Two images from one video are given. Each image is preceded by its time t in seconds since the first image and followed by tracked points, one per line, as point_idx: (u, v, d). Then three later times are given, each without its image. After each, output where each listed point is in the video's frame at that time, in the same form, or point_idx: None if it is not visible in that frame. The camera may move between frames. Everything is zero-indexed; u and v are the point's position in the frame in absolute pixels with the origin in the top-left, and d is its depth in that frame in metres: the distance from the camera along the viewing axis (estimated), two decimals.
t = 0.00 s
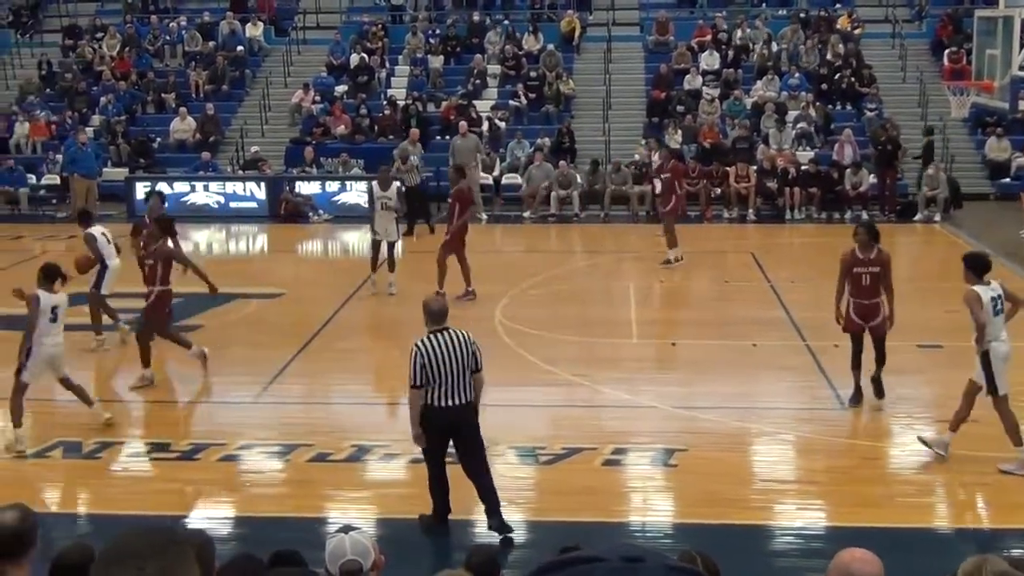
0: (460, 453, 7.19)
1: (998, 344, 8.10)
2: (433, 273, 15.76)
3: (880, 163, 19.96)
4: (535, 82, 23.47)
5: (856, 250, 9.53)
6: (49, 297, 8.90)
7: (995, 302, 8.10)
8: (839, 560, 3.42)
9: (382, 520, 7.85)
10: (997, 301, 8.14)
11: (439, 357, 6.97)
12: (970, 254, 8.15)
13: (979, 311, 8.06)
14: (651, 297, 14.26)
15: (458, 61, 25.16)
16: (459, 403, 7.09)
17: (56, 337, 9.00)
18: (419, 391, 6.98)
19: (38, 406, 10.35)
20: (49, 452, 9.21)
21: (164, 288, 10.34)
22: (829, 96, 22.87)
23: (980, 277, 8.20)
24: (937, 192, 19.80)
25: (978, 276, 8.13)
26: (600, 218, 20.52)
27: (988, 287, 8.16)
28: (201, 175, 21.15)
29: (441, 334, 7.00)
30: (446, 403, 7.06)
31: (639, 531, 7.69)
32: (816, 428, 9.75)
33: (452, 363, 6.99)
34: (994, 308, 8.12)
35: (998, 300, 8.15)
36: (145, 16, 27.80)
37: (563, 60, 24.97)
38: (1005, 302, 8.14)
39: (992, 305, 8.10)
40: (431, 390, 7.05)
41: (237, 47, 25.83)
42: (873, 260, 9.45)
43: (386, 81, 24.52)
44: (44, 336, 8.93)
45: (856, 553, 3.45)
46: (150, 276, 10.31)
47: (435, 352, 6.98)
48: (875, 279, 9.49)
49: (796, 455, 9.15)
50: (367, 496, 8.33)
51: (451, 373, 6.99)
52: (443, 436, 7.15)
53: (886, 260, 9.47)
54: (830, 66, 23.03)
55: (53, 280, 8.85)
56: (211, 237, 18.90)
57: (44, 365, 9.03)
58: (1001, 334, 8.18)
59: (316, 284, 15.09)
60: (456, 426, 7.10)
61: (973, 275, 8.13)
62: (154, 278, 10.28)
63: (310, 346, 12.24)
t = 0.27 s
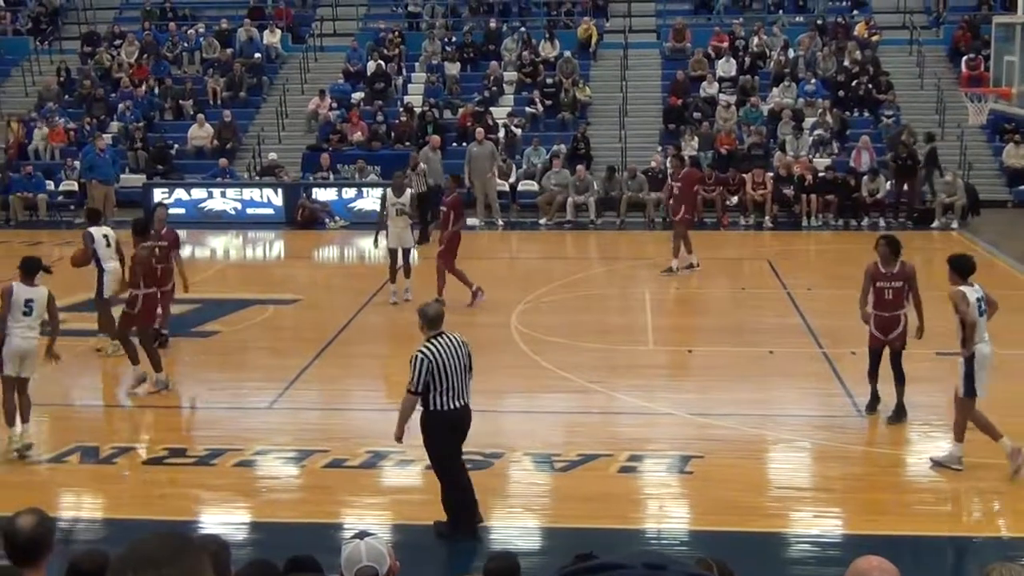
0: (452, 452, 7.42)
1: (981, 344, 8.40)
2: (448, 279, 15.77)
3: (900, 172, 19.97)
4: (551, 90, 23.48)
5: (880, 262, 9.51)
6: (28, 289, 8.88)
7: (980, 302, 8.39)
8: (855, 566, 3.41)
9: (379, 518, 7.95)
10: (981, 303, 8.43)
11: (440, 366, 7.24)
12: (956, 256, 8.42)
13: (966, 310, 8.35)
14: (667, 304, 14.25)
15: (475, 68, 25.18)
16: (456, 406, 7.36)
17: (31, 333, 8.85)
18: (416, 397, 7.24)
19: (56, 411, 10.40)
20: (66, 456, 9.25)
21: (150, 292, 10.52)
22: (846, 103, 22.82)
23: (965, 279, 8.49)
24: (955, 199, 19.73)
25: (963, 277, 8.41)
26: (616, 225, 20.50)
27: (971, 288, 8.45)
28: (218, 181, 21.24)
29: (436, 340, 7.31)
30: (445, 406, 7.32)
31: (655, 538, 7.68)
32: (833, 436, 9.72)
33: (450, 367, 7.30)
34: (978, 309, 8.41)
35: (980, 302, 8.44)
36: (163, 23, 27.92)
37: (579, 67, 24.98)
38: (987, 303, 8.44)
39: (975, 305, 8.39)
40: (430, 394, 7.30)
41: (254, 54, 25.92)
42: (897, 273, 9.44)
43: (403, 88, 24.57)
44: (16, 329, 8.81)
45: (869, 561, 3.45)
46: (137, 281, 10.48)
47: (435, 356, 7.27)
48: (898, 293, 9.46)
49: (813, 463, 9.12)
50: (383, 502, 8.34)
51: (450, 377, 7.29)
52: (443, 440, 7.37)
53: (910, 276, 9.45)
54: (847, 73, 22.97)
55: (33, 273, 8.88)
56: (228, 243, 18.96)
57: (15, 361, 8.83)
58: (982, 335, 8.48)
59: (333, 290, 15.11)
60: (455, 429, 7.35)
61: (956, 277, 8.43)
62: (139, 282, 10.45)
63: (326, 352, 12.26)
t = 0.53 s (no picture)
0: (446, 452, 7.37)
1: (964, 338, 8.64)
2: (462, 279, 15.78)
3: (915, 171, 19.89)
4: (565, 90, 23.48)
5: (898, 263, 9.50)
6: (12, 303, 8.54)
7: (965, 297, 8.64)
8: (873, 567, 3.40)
9: (393, 516, 7.97)
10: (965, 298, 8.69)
11: (439, 365, 7.17)
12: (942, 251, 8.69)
13: (953, 304, 8.58)
14: (681, 305, 14.23)
15: (489, 68, 25.19)
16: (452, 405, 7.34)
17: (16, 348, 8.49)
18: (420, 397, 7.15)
19: (71, 410, 10.43)
20: (81, 456, 9.27)
21: (128, 299, 10.25)
22: (860, 102, 22.78)
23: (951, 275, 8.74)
24: (970, 198, 19.65)
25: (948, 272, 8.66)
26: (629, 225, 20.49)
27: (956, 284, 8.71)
28: (233, 182, 21.32)
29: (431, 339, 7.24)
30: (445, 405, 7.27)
31: (670, 539, 7.66)
32: (848, 436, 9.69)
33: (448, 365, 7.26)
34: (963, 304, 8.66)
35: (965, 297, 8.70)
36: (178, 24, 27.99)
37: (593, 66, 24.98)
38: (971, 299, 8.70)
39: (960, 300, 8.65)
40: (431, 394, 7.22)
41: (268, 55, 25.97)
42: (914, 273, 9.41)
43: (417, 88, 24.61)
44: None
45: (886, 562, 3.44)
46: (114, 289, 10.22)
47: (436, 355, 7.20)
48: (914, 294, 9.43)
49: (828, 463, 9.10)
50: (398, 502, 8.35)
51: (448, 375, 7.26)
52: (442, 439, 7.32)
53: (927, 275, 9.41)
54: (862, 72, 22.92)
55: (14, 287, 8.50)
56: (242, 243, 19.00)
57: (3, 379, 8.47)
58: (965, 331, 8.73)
59: (346, 290, 15.12)
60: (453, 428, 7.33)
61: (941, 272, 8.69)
62: (116, 291, 10.20)
63: (340, 352, 12.27)
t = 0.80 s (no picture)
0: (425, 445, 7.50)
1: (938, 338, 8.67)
2: (476, 280, 15.79)
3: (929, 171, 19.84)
4: (579, 90, 23.47)
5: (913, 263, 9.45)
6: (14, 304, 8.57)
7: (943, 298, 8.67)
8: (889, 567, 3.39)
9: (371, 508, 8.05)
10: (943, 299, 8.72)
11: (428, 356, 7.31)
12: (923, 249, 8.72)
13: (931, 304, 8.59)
14: (694, 305, 14.21)
15: (502, 68, 25.17)
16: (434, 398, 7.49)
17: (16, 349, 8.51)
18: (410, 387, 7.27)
19: (86, 411, 10.47)
20: (96, 457, 9.30)
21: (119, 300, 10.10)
22: (875, 103, 22.72)
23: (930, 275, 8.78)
24: (985, 199, 19.58)
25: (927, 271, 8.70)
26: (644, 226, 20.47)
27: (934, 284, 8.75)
28: (247, 183, 21.36)
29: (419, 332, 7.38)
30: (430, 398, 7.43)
31: (683, 540, 7.65)
32: (862, 438, 9.67)
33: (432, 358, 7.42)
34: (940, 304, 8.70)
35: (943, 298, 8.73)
36: (192, 25, 28.05)
37: (607, 67, 24.96)
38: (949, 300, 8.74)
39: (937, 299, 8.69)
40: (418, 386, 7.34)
41: (282, 56, 26.01)
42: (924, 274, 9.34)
43: (430, 89, 24.63)
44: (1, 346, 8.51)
45: (901, 563, 3.43)
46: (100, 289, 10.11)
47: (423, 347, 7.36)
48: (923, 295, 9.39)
49: (842, 465, 9.07)
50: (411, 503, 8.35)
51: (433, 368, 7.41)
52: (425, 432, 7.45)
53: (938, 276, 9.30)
54: (876, 72, 22.86)
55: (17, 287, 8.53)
56: (257, 244, 19.04)
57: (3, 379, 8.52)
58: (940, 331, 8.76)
59: (360, 291, 15.14)
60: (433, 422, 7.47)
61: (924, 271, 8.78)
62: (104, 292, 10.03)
63: (353, 353, 12.28)
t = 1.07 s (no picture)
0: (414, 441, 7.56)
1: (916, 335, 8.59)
2: (486, 281, 15.80)
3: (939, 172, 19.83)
4: (588, 91, 23.47)
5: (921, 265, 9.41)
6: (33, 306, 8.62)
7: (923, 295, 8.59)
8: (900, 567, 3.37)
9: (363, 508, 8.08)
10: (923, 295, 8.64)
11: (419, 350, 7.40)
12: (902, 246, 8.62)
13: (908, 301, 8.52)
14: (703, 306, 14.20)
15: (512, 70, 25.17)
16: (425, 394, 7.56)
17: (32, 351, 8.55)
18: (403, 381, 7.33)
19: (98, 411, 10.50)
20: (107, 457, 9.33)
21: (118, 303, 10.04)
22: (885, 103, 22.68)
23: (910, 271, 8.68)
24: (996, 199, 19.54)
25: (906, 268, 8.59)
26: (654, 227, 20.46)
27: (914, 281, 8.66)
28: (257, 184, 21.40)
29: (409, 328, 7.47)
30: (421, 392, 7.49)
31: (693, 540, 7.65)
32: (873, 438, 9.66)
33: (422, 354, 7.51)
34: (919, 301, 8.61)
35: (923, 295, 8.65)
36: (203, 27, 28.10)
37: (617, 68, 24.96)
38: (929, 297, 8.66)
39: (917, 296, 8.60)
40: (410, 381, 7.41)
41: (292, 57, 26.05)
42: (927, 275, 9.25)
43: (440, 90, 24.65)
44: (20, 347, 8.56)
45: (913, 563, 3.41)
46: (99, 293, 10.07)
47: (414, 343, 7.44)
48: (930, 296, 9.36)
49: (853, 465, 9.06)
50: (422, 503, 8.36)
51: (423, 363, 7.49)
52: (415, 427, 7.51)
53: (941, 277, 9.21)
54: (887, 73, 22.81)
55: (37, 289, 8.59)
56: (267, 245, 19.08)
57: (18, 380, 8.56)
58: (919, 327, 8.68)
59: (370, 292, 15.16)
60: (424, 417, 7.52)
61: (902, 266, 8.58)
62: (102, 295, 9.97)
63: (363, 353, 12.30)
